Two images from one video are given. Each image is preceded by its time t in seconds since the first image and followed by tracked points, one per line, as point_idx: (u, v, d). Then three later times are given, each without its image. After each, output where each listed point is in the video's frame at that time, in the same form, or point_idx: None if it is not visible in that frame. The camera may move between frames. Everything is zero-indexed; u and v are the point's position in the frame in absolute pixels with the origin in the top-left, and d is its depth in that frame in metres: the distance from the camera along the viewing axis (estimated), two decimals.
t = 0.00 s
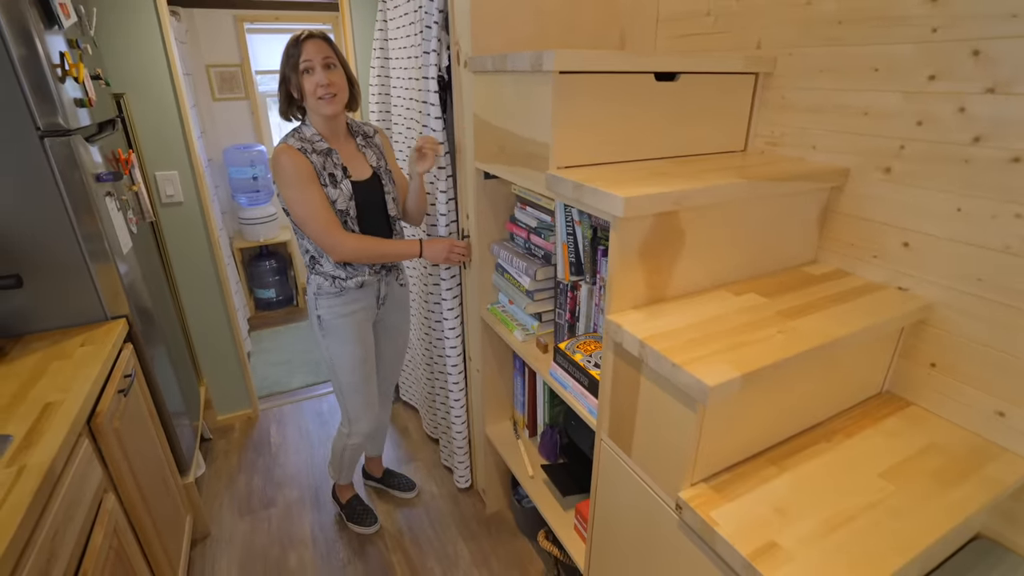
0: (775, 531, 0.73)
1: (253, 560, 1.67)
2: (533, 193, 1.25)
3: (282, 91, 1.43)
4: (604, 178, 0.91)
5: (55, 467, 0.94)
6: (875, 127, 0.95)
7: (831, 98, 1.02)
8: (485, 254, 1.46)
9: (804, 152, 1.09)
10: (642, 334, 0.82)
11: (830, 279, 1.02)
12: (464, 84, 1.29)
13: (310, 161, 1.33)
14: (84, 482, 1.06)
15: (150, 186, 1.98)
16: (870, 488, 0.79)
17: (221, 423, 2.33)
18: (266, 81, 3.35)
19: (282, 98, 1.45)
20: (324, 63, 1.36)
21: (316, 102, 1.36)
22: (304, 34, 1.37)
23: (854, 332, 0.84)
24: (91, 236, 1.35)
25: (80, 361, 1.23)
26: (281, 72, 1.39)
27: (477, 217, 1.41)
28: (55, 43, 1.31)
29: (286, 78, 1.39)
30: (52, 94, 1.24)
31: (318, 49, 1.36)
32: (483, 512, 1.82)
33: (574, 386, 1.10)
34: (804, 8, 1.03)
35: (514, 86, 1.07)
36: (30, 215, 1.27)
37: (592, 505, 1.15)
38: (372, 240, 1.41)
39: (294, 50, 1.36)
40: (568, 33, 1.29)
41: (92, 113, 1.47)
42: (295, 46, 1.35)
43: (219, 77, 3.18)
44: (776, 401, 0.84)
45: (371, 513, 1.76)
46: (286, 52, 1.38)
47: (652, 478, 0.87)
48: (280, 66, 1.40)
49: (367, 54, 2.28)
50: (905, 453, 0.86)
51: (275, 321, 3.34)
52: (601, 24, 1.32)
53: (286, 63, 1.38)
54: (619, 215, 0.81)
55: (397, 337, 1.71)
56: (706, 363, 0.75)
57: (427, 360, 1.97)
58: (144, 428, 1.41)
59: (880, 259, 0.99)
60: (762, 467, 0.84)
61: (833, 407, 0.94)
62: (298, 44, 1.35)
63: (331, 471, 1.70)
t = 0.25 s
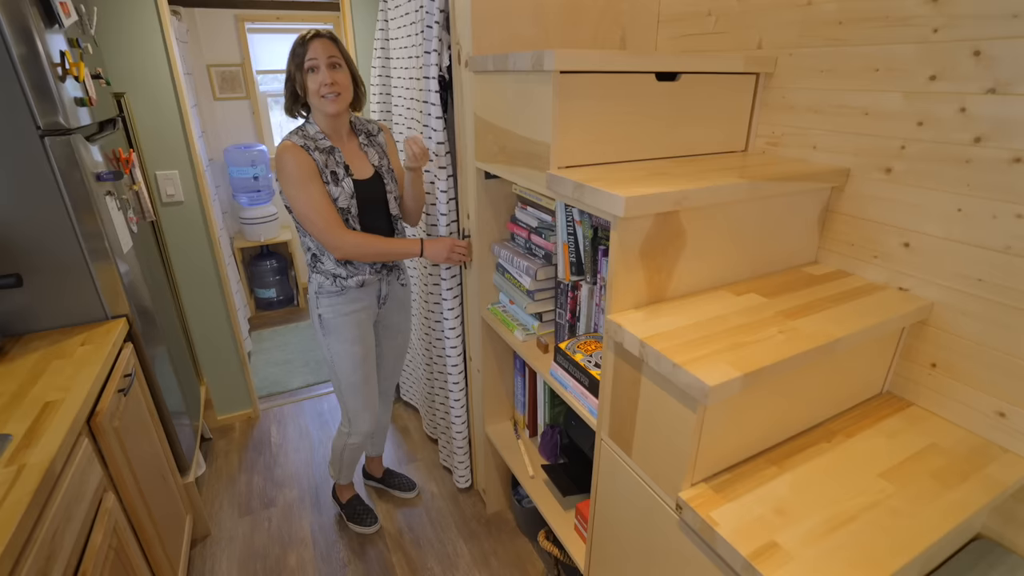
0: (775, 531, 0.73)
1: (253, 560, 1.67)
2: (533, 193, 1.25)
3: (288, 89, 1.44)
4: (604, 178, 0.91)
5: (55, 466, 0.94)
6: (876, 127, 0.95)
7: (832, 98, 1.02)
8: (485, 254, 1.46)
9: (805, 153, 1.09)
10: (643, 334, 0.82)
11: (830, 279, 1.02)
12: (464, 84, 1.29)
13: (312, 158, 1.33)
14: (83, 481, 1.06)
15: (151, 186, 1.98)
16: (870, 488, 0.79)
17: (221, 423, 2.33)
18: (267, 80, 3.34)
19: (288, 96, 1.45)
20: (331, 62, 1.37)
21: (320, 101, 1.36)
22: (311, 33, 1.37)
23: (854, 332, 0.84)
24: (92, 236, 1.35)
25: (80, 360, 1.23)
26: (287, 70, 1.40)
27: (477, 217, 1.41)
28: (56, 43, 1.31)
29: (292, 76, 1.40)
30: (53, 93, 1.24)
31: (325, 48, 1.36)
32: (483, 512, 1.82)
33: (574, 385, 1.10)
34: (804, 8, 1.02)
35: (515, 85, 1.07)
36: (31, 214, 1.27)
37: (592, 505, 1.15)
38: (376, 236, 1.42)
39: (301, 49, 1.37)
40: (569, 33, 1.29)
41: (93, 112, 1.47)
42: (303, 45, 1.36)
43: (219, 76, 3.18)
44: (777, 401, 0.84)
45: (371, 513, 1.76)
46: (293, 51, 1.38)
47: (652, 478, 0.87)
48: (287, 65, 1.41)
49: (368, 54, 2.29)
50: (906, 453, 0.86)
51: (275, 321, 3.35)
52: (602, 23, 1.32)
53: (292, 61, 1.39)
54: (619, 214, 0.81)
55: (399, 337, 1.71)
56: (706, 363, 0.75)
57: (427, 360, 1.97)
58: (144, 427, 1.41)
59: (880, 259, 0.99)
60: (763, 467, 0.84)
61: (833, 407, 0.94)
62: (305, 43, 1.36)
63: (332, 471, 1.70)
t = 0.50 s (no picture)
0: (780, 530, 0.73)
1: (256, 558, 1.67)
2: (537, 192, 1.24)
3: (298, 83, 1.40)
4: (609, 176, 0.91)
5: (60, 462, 0.94)
6: (881, 125, 0.95)
7: (837, 96, 1.01)
8: (488, 252, 1.46)
9: (810, 151, 1.08)
10: (647, 332, 0.82)
11: (835, 278, 1.02)
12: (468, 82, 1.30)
13: (318, 156, 1.33)
14: (88, 477, 1.06)
15: (154, 184, 1.98)
16: (875, 487, 0.79)
17: (223, 421, 2.33)
18: (269, 79, 3.36)
19: (296, 89, 1.41)
20: (351, 64, 1.36)
21: (337, 100, 1.35)
22: (332, 31, 1.35)
23: (859, 330, 0.83)
24: (96, 233, 1.35)
25: (84, 357, 1.24)
26: (302, 65, 1.36)
27: (481, 215, 1.41)
28: (61, 40, 1.31)
29: (306, 72, 1.36)
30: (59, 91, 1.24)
31: (345, 49, 1.36)
32: (485, 511, 1.82)
33: (577, 384, 1.10)
34: (809, 6, 1.02)
35: (519, 83, 1.07)
36: (36, 212, 1.28)
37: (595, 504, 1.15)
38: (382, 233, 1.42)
39: (321, 47, 1.34)
40: (574, 31, 1.29)
41: (98, 110, 1.47)
42: (325, 43, 1.33)
43: (223, 75, 3.19)
44: (782, 399, 0.83)
45: (373, 512, 1.76)
46: (310, 47, 1.35)
47: (656, 477, 0.87)
48: (299, 59, 1.37)
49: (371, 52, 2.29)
50: (911, 452, 0.86)
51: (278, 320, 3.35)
52: (606, 22, 1.32)
53: (308, 57, 1.35)
54: (624, 211, 0.80)
55: (402, 334, 1.71)
56: (711, 361, 0.75)
57: (429, 359, 1.97)
58: (147, 424, 1.41)
59: (885, 257, 0.99)
60: (767, 466, 0.84)
61: (838, 406, 0.93)
62: (326, 42, 1.34)
63: (335, 469, 1.71)
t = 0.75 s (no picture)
0: (783, 530, 0.72)
1: (256, 557, 1.67)
2: (539, 191, 1.24)
3: (314, 84, 1.33)
4: (612, 176, 0.91)
5: (60, 461, 0.94)
6: (884, 125, 0.95)
7: (840, 96, 1.01)
8: (491, 251, 1.46)
9: (813, 151, 1.08)
10: (650, 331, 0.82)
11: (838, 278, 1.02)
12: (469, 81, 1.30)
13: (319, 159, 1.33)
14: (89, 476, 1.06)
15: (156, 182, 1.98)
16: (878, 487, 0.78)
17: (224, 420, 2.33)
18: (270, 78, 3.37)
19: (309, 90, 1.34)
20: (372, 71, 1.37)
21: (358, 109, 1.36)
22: (357, 38, 1.33)
23: (863, 331, 0.83)
24: (98, 231, 1.35)
25: (85, 355, 1.23)
26: (322, 66, 1.30)
27: (483, 215, 1.41)
28: (63, 38, 1.31)
29: (328, 74, 1.31)
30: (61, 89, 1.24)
31: (368, 58, 1.35)
32: (486, 511, 1.82)
33: (580, 384, 1.09)
34: (813, 6, 1.02)
35: (523, 82, 1.07)
36: (38, 209, 1.28)
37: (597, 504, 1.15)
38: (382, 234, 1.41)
39: (348, 54, 1.31)
40: (577, 30, 1.29)
41: (100, 107, 1.47)
42: (354, 51, 1.31)
43: (225, 74, 3.19)
44: (785, 399, 0.83)
45: (373, 512, 1.76)
46: (334, 50, 1.30)
47: (658, 477, 0.87)
48: (319, 57, 1.30)
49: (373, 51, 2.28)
50: (914, 453, 0.86)
51: (279, 319, 3.35)
52: (610, 21, 1.32)
53: (333, 60, 1.30)
54: (628, 211, 0.80)
55: (403, 333, 1.71)
56: (714, 360, 0.75)
57: (430, 358, 1.96)
58: (148, 423, 1.41)
59: (888, 258, 0.99)
60: (770, 466, 0.84)
61: (841, 406, 0.93)
62: (354, 49, 1.31)
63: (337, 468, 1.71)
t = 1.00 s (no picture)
0: (784, 532, 0.72)
1: (254, 558, 1.67)
2: (540, 192, 1.24)
3: (317, 85, 1.31)
4: (614, 177, 0.91)
5: (58, 461, 0.94)
6: (885, 127, 0.95)
7: (840, 98, 1.01)
8: (491, 253, 1.46)
9: (814, 153, 1.08)
10: (651, 333, 0.82)
11: (839, 280, 1.02)
12: (468, 82, 1.31)
13: (322, 164, 1.32)
14: (86, 476, 1.06)
15: (157, 182, 1.98)
16: (878, 489, 0.78)
17: (223, 420, 2.33)
18: (271, 79, 3.37)
19: (312, 91, 1.32)
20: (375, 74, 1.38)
21: (362, 111, 1.37)
22: (363, 40, 1.34)
23: (863, 332, 0.83)
24: (98, 231, 1.35)
25: (84, 355, 1.23)
26: (329, 65, 1.29)
27: (484, 216, 1.41)
28: (65, 38, 1.31)
29: (334, 73, 1.30)
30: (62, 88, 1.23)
31: (372, 60, 1.36)
32: (486, 512, 1.82)
33: (580, 385, 1.09)
34: (814, 9, 1.02)
35: (524, 84, 1.07)
36: (38, 209, 1.28)
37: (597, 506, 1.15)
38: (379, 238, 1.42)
39: (355, 56, 1.32)
40: (578, 31, 1.29)
41: (101, 107, 1.47)
42: (360, 53, 1.31)
43: (226, 74, 3.19)
44: (786, 401, 0.83)
45: (354, 516, 1.75)
46: (341, 50, 1.30)
47: (659, 478, 0.87)
48: (325, 57, 1.29)
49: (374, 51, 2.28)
50: (915, 455, 0.86)
51: (279, 320, 3.35)
52: (611, 23, 1.32)
53: (341, 60, 1.30)
54: (629, 212, 0.80)
55: (402, 333, 1.71)
56: (715, 362, 0.75)
57: (430, 359, 1.96)
58: (147, 423, 1.41)
59: (889, 260, 0.99)
60: (770, 468, 0.83)
61: (842, 408, 0.93)
62: (360, 51, 1.32)
63: (326, 465, 1.70)
